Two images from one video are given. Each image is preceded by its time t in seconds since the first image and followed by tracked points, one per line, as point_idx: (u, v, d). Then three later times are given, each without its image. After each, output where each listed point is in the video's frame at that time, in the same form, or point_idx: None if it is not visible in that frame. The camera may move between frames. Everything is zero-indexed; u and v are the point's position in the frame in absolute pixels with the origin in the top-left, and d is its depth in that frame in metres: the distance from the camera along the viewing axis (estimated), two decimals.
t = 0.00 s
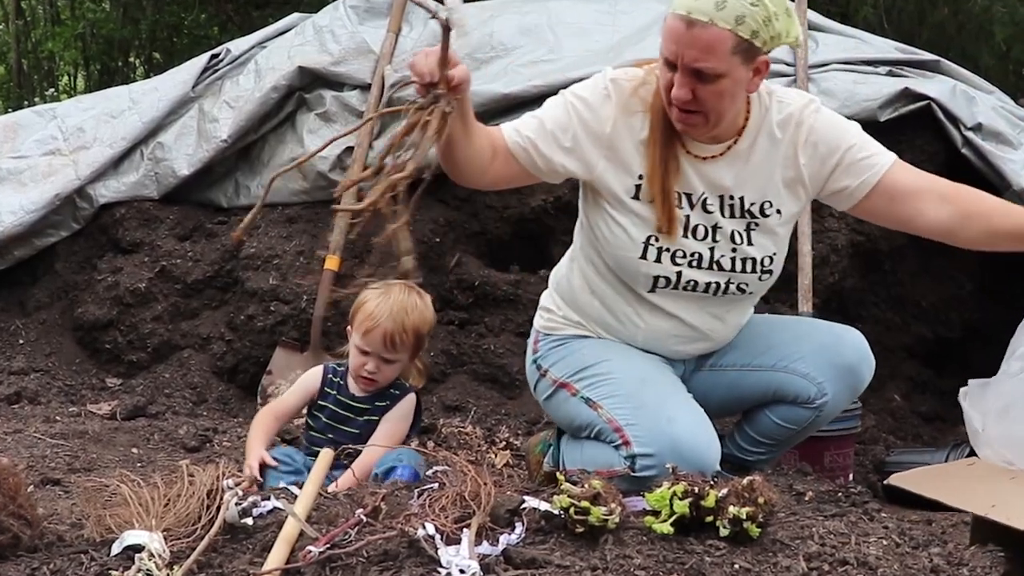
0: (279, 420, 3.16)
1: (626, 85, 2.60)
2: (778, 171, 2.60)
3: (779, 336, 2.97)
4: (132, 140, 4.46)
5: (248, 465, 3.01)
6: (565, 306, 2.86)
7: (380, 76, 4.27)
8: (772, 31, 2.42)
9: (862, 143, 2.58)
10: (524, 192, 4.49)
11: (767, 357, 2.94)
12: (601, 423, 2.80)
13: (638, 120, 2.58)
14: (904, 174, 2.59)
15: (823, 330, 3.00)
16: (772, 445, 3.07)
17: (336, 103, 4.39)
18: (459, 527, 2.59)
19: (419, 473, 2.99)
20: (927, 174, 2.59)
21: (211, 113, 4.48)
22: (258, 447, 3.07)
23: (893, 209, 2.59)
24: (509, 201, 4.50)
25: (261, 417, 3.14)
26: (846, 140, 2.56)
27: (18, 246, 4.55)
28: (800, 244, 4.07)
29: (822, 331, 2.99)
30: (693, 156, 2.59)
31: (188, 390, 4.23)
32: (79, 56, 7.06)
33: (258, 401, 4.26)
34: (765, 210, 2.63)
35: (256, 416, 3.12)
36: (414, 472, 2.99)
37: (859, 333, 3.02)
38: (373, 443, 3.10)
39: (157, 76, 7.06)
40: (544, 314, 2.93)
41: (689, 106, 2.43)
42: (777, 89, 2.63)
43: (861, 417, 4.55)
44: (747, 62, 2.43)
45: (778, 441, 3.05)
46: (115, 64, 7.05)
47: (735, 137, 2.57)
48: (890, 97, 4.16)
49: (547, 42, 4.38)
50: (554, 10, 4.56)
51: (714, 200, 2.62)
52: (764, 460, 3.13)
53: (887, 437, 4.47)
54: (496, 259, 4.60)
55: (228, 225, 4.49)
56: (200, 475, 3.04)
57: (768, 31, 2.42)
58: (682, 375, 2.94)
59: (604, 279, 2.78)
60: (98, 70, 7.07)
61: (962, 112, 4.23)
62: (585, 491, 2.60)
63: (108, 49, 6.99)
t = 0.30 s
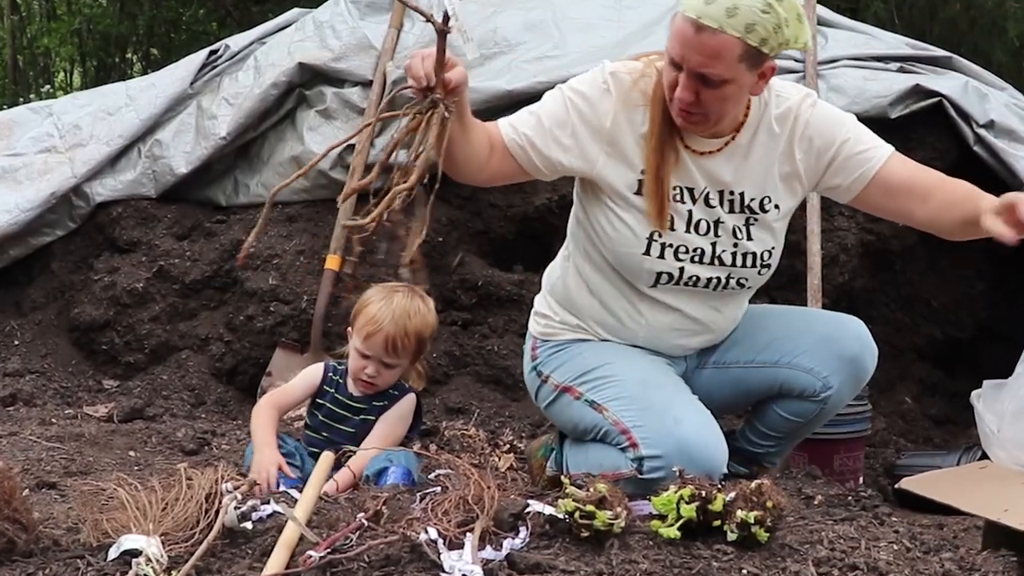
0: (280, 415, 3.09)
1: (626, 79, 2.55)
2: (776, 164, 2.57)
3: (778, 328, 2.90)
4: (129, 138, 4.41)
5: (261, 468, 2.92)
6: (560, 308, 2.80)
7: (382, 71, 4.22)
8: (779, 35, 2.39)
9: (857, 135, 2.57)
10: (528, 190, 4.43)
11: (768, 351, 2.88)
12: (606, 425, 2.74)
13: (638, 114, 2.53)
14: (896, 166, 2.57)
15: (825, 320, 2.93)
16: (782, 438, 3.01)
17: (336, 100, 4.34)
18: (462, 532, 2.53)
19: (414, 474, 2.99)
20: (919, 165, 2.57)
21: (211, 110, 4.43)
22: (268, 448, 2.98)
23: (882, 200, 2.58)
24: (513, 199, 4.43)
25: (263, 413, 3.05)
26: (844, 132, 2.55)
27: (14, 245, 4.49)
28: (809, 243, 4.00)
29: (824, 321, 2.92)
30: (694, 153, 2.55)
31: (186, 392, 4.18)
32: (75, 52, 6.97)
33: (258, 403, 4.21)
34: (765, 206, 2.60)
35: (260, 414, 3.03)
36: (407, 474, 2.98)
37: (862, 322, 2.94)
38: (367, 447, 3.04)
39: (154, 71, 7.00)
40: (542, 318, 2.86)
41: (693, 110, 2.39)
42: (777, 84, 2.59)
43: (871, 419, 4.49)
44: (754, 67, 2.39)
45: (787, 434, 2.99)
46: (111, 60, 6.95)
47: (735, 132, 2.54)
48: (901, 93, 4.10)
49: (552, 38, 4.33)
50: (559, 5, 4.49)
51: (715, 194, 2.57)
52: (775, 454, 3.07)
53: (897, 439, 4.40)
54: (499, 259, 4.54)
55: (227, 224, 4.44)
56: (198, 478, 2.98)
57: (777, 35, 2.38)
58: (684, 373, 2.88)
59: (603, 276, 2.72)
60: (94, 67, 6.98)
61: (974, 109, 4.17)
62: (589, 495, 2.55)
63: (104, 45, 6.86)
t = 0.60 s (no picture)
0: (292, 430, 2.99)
1: (671, 79, 2.50)
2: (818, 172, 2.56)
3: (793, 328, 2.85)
4: (126, 135, 4.35)
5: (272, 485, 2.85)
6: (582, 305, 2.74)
7: (385, 67, 4.16)
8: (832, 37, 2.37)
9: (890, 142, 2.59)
10: (533, 189, 4.36)
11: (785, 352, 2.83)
12: (615, 423, 2.68)
13: (683, 115, 2.49)
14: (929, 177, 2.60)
15: (837, 325, 2.88)
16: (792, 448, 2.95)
17: (337, 97, 4.27)
18: (465, 536, 2.48)
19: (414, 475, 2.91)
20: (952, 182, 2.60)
21: (209, 107, 4.37)
22: (277, 465, 2.91)
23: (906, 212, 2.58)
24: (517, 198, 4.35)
25: (275, 432, 2.97)
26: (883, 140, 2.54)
27: (9, 244, 4.44)
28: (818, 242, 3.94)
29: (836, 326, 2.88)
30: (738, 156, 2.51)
31: (184, 394, 4.15)
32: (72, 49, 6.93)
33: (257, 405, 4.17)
34: (803, 214, 2.58)
35: (271, 436, 2.95)
36: (407, 476, 2.90)
37: (876, 328, 2.90)
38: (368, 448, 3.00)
39: (151, 68, 6.93)
40: (561, 315, 2.81)
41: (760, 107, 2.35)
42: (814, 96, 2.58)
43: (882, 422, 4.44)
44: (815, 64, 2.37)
45: (798, 442, 2.93)
46: (108, 56, 6.83)
47: (780, 138, 2.51)
48: (912, 90, 4.04)
49: (557, 34, 4.28)
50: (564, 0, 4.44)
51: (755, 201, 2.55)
52: (783, 462, 3.01)
53: (907, 442, 4.34)
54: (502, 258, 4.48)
55: (226, 223, 4.38)
56: (197, 482, 2.93)
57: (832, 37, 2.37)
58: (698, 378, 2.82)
59: (634, 274, 2.65)
60: (91, 63, 6.88)
61: (986, 106, 4.12)
62: (595, 499, 2.48)
63: (101, 41, 6.79)
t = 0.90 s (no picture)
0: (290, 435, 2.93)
1: (723, 78, 2.49)
2: (859, 179, 2.56)
3: (812, 329, 2.81)
4: (124, 133, 4.31)
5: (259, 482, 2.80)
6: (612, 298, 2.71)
7: (387, 64, 4.14)
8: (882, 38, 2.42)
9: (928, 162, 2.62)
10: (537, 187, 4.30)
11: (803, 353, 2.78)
12: (627, 419, 2.64)
13: (734, 112, 2.47)
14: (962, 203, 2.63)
15: (856, 329, 2.83)
16: (803, 451, 2.91)
17: (338, 94, 4.24)
18: (468, 540, 2.43)
19: (415, 476, 2.87)
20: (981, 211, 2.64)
21: (208, 104, 4.32)
22: (268, 467, 2.87)
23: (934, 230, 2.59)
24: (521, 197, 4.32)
25: (271, 436, 2.92)
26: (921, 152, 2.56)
27: (4, 243, 4.39)
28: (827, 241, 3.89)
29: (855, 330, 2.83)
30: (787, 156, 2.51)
31: (182, 396, 4.10)
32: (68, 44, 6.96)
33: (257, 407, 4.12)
34: (844, 219, 2.57)
35: (266, 441, 2.90)
36: (407, 478, 2.85)
37: (895, 332, 2.86)
38: (369, 450, 2.96)
39: (148, 65, 6.98)
40: (585, 309, 2.78)
41: (817, 104, 2.37)
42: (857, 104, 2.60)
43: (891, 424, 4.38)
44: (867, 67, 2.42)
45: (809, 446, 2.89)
46: (105, 53, 6.94)
47: (827, 141, 2.51)
48: (923, 86, 3.98)
49: (562, 30, 4.23)
50: None
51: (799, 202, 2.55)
52: (792, 467, 2.96)
53: (917, 445, 4.28)
54: (505, 258, 4.43)
55: (225, 222, 4.33)
56: (195, 486, 2.87)
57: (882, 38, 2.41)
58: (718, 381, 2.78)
59: (671, 270, 2.62)
60: (87, 60, 7.03)
61: (998, 103, 4.06)
62: (600, 503, 2.43)
63: (97, 37, 6.88)
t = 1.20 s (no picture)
0: (292, 442, 2.87)
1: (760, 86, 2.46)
2: (880, 187, 2.53)
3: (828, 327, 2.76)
4: (121, 130, 4.26)
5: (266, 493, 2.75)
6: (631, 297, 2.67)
7: (387, 60, 4.16)
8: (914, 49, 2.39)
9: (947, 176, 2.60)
10: (541, 185, 4.23)
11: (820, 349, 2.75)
12: (640, 409, 2.61)
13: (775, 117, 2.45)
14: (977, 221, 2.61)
15: (872, 327, 2.79)
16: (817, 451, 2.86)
17: (339, 91, 4.21)
18: (471, 545, 2.37)
19: (418, 479, 2.82)
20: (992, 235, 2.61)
21: (206, 101, 4.27)
22: (272, 473, 2.82)
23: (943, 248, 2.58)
24: (525, 195, 4.23)
25: (273, 439, 2.86)
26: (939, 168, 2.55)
27: None
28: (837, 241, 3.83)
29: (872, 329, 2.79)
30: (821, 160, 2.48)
31: (180, 398, 4.05)
32: (63, 40, 7.17)
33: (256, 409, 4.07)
34: (866, 228, 2.55)
35: (269, 444, 2.84)
36: (410, 483, 2.79)
37: (911, 332, 2.81)
38: (374, 452, 2.92)
39: (145, 60, 7.11)
40: (598, 305, 2.74)
41: (857, 106, 2.33)
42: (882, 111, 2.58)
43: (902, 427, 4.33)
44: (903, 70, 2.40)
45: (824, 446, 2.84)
46: (103, 49, 7.10)
47: (856, 147, 2.49)
48: (934, 83, 3.90)
49: (566, 25, 4.18)
50: None
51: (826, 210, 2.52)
52: (805, 468, 2.91)
53: (928, 448, 4.23)
54: (508, 257, 4.38)
55: (224, 221, 4.28)
56: (193, 489, 2.81)
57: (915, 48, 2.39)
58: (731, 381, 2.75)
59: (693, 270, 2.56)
60: (84, 55, 7.18)
61: (1010, 100, 4.00)
62: (606, 506, 2.36)
63: (94, 33, 7.07)
